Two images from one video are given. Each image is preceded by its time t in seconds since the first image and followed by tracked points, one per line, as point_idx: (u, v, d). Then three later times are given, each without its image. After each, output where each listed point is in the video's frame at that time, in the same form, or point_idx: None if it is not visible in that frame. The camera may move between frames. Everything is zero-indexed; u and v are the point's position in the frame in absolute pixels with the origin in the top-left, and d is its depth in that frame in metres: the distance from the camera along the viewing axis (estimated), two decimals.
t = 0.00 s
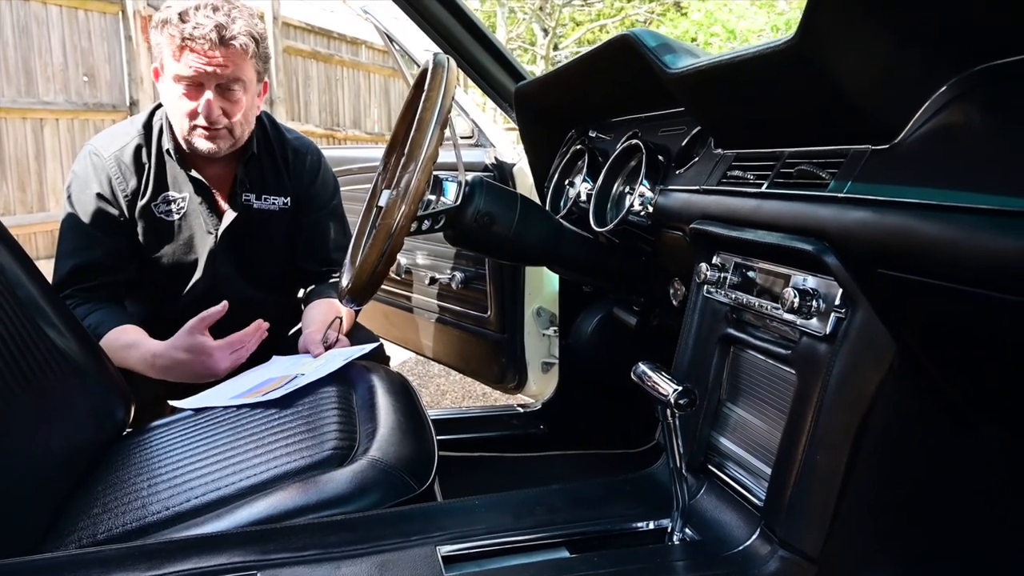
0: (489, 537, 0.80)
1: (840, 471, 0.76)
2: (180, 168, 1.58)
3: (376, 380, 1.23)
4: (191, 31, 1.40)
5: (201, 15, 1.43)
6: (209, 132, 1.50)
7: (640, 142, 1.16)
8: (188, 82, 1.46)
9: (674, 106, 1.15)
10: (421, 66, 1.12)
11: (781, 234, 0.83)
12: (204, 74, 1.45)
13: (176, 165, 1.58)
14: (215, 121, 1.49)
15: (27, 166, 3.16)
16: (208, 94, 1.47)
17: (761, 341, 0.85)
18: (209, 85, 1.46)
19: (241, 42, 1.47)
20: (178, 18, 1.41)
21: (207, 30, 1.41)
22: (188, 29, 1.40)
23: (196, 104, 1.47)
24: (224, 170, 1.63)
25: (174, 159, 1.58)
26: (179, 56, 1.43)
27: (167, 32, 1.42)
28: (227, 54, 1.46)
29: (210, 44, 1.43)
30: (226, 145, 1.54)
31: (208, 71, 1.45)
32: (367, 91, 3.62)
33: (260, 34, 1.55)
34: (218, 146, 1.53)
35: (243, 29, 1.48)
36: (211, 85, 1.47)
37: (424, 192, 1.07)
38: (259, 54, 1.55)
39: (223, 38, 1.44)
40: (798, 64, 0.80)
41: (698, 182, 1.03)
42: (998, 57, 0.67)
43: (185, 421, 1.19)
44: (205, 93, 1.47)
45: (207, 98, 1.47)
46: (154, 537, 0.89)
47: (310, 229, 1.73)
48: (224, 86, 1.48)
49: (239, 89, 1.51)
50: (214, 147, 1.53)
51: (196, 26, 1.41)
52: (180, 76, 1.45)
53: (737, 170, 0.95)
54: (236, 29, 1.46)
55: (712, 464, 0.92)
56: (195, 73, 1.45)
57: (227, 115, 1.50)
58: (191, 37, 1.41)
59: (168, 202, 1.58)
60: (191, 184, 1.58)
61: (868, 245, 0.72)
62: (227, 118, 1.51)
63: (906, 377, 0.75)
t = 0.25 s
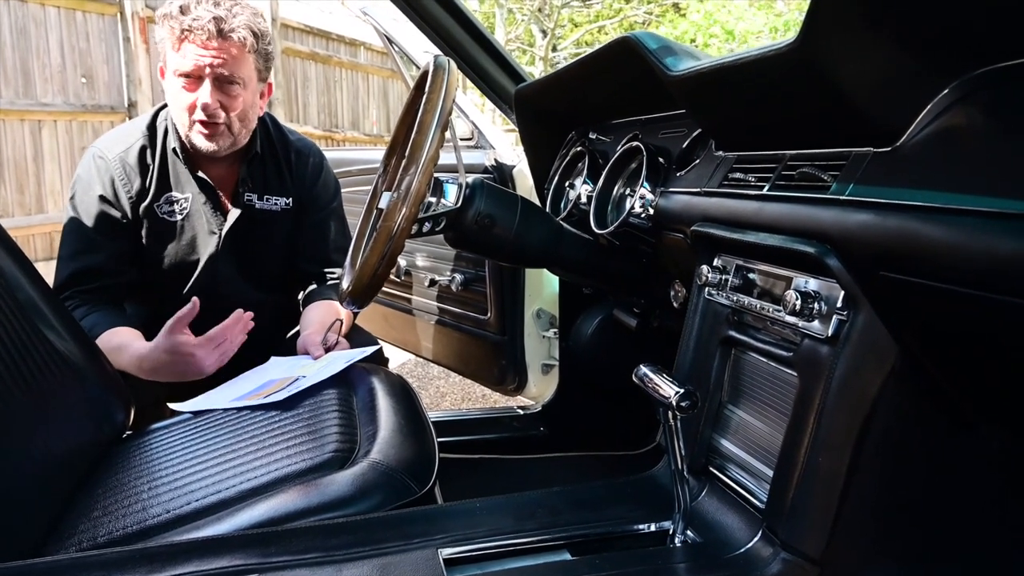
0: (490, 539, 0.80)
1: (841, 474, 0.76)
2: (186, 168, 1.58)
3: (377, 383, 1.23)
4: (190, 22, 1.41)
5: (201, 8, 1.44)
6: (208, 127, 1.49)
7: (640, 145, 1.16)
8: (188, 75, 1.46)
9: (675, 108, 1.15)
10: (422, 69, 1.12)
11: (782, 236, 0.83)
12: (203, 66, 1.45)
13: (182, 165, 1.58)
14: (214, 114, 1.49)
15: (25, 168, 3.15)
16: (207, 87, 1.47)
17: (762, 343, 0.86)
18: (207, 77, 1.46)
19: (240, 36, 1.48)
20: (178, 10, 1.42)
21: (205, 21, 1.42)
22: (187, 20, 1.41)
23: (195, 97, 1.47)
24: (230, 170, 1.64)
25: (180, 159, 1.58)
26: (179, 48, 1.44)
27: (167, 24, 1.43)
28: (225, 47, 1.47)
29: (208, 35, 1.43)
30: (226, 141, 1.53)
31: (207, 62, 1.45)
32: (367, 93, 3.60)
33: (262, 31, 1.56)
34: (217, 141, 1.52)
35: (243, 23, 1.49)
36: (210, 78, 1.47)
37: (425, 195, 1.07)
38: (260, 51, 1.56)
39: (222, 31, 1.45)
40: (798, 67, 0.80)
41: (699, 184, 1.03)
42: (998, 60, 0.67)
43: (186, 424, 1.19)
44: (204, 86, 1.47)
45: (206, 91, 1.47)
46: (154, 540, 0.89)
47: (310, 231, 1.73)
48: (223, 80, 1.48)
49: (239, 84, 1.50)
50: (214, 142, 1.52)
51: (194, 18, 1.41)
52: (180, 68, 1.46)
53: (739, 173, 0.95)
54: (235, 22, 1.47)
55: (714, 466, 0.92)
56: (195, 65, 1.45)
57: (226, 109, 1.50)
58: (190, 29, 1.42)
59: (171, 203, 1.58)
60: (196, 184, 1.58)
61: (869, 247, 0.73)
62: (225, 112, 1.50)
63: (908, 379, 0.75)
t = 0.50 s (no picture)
0: (487, 537, 0.79)
1: (840, 471, 0.75)
2: (191, 163, 1.57)
3: (374, 381, 1.22)
4: (200, 17, 1.41)
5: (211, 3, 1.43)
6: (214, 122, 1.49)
7: (639, 141, 1.16)
8: (196, 69, 1.46)
9: (675, 104, 1.15)
10: (419, 65, 1.12)
11: (782, 232, 0.82)
12: (212, 61, 1.45)
13: (188, 161, 1.57)
14: (221, 110, 1.48)
15: (22, 167, 3.14)
16: (215, 82, 1.47)
17: (761, 339, 0.85)
18: (216, 72, 1.46)
19: (250, 33, 1.48)
20: (189, 4, 1.42)
21: (216, 16, 1.42)
22: (197, 14, 1.41)
23: (203, 91, 1.47)
24: (234, 166, 1.63)
25: (185, 155, 1.57)
26: (189, 42, 1.44)
27: (178, 18, 1.43)
28: (235, 43, 1.47)
29: (218, 30, 1.44)
30: (231, 137, 1.52)
31: (217, 57, 1.45)
32: (364, 90, 3.57)
33: (272, 29, 1.55)
34: (223, 136, 1.51)
35: (253, 20, 1.49)
36: (218, 73, 1.46)
37: (422, 191, 1.06)
38: (270, 49, 1.56)
39: (232, 27, 1.45)
40: (797, 61, 0.80)
41: (698, 180, 1.02)
42: (999, 53, 0.67)
43: (182, 421, 1.19)
44: (212, 81, 1.47)
45: (214, 86, 1.47)
46: (149, 538, 0.88)
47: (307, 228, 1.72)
48: (232, 76, 1.48)
49: (248, 81, 1.50)
50: (218, 138, 1.51)
51: (205, 12, 1.42)
52: (189, 62, 1.46)
53: (738, 168, 0.95)
54: (245, 19, 1.46)
55: (712, 463, 0.91)
56: (204, 60, 1.45)
57: (233, 104, 1.49)
58: (200, 23, 1.42)
59: (175, 199, 1.57)
60: (201, 180, 1.57)
61: (869, 242, 0.72)
62: (232, 108, 1.49)
63: (908, 375, 0.75)
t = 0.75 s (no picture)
0: (485, 536, 0.79)
1: (838, 468, 0.75)
2: (191, 163, 1.56)
3: (372, 380, 1.22)
4: (204, 16, 1.41)
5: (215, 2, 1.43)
6: (217, 121, 1.48)
7: (637, 139, 1.16)
8: (199, 68, 1.46)
9: (671, 102, 1.15)
10: (416, 63, 1.12)
11: (780, 229, 0.82)
12: (216, 60, 1.45)
13: (188, 159, 1.56)
14: (224, 108, 1.48)
15: (19, 165, 3.13)
16: (218, 81, 1.47)
17: (759, 337, 0.85)
18: (219, 71, 1.46)
19: (254, 32, 1.48)
20: (193, 3, 1.42)
21: (220, 15, 1.42)
22: (202, 14, 1.41)
23: (206, 90, 1.47)
24: (235, 163, 1.63)
25: (185, 154, 1.56)
26: (193, 40, 1.44)
27: (181, 17, 1.43)
28: (239, 42, 1.47)
29: (222, 29, 1.44)
30: (234, 136, 1.52)
31: (220, 56, 1.45)
32: (362, 90, 3.67)
33: (275, 28, 1.55)
34: (226, 135, 1.51)
35: (257, 20, 1.49)
36: (222, 71, 1.46)
37: (420, 189, 1.06)
38: (273, 48, 1.56)
39: (236, 26, 1.45)
40: (795, 58, 0.80)
41: (696, 178, 1.02)
42: (997, 49, 0.67)
43: (179, 420, 1.18)
44: (215, 79, 1.47)
45: (217, 85, 1.47)
46: (146, 538, 0.88)
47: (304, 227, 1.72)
48: (235, 74, 1.48)
49: (250, 79, 1.50)
50: (221, 137, 1.50)
51: (209, 11, 1.42)
52: (192, 61, 1.46)
53: (735, 166, 0.95)
54: (249, 18, 1.47)
55: (710, 461, 0.91)
56: (207, 58, 1.45)
57: (236, 103, 1.49)
58: (204, 22, 1.42)
59: (176, 197, 1.57)
60: (201, 177, 1.57)
61: (868, 239, 0.72)
62: (235, 106, 1.49)
63: (906, 373, 0.75)
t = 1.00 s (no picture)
0: (479, 535, 0.79)
1: (831, 468, 0.76)
2: (190, 155, 1.56)
3: (367, 380, 1.22)
4: (208, 8, 1.41)
5: None
6: (217, 113, 1.49)
7: (632, 139, 1.16)
8: (201, 60, 1.46)
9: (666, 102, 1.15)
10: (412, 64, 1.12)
11: (773, 229, 0.82)
12: (219, 52, 1.45)
13: (187, 154, 1.56)
14: (225, 100, 1.48)
15: (16, 165, 3.13)
16: (220, 73, 1.47)
17: (754, 337, 0.85)
18: (221, 64, 1.46)
19: (257, 26, 1.49)
20: None
21: (224, 8, 1.42)
22: (206, 6, 1.41)
23: (207, 82, 1.47)
24: (231, 158, 1.63)
25: (184, 146, 1.55)
26: (196, 32, 1.44)
27: (185, 9, 1.43)
28: (242, 35, 1.47)
29: (227, 22, 1.43)
30: (233, 128, 1.52)
31: (222, 49, 1.45)
32: (360, 90, 3.75)
33: (276, 23, 1.55)
34: (225, 128, 1.50)
35: (259, 14, 1.49)
36: (224, 64, 1.46)
37: (415, 188, 1.06)
38: (274, 43, 1.56)
39: (240, 19, 1.45)
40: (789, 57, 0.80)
41: (690, 178, 1.02)
42: (991, 49, 0.67)
43: (175, 420, 1.18)
44: (217, 72, 1.46)
45: (219, 78, 1.47)
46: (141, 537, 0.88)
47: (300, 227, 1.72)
48: (237, 68, 1.48)
49: (252, 73, 1.50)
50: (220, 129, 1.50)
51: (213, 4, 1.42)
52: (195, 53, 1.45)
53: (729, 165, 0.95)
54: (252, 12, 1.47)
55: (705, 461, 0.92)
56: (210, 51, 1.45)
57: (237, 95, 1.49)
58: (208, 14, 1.42)
59: (172, 190, 1.56)
60: (198, 172, 1.57)
61: (861, 239, 0.72)
62: (236, 99, 1.49)
63: (899, 373, 0.75)
